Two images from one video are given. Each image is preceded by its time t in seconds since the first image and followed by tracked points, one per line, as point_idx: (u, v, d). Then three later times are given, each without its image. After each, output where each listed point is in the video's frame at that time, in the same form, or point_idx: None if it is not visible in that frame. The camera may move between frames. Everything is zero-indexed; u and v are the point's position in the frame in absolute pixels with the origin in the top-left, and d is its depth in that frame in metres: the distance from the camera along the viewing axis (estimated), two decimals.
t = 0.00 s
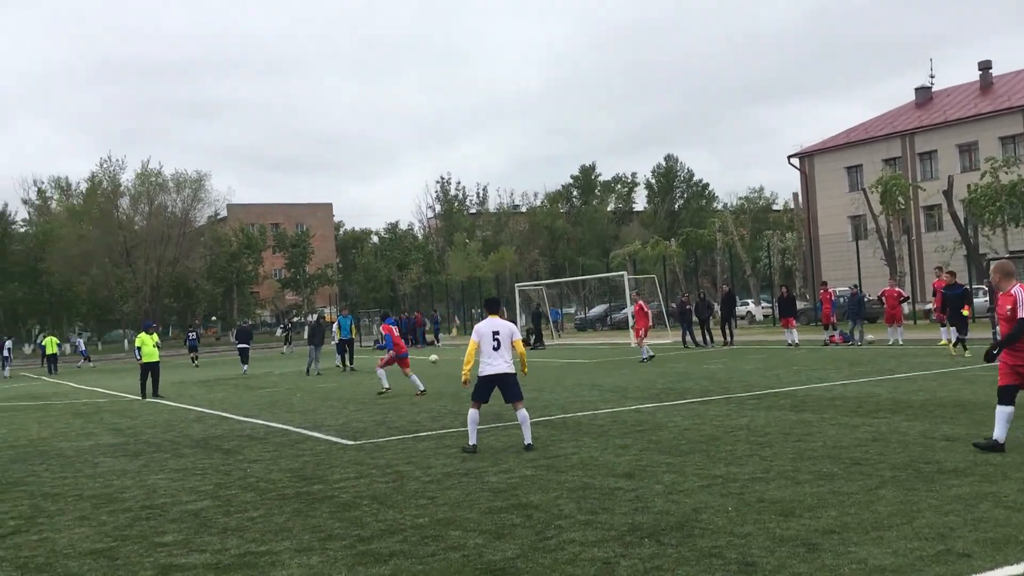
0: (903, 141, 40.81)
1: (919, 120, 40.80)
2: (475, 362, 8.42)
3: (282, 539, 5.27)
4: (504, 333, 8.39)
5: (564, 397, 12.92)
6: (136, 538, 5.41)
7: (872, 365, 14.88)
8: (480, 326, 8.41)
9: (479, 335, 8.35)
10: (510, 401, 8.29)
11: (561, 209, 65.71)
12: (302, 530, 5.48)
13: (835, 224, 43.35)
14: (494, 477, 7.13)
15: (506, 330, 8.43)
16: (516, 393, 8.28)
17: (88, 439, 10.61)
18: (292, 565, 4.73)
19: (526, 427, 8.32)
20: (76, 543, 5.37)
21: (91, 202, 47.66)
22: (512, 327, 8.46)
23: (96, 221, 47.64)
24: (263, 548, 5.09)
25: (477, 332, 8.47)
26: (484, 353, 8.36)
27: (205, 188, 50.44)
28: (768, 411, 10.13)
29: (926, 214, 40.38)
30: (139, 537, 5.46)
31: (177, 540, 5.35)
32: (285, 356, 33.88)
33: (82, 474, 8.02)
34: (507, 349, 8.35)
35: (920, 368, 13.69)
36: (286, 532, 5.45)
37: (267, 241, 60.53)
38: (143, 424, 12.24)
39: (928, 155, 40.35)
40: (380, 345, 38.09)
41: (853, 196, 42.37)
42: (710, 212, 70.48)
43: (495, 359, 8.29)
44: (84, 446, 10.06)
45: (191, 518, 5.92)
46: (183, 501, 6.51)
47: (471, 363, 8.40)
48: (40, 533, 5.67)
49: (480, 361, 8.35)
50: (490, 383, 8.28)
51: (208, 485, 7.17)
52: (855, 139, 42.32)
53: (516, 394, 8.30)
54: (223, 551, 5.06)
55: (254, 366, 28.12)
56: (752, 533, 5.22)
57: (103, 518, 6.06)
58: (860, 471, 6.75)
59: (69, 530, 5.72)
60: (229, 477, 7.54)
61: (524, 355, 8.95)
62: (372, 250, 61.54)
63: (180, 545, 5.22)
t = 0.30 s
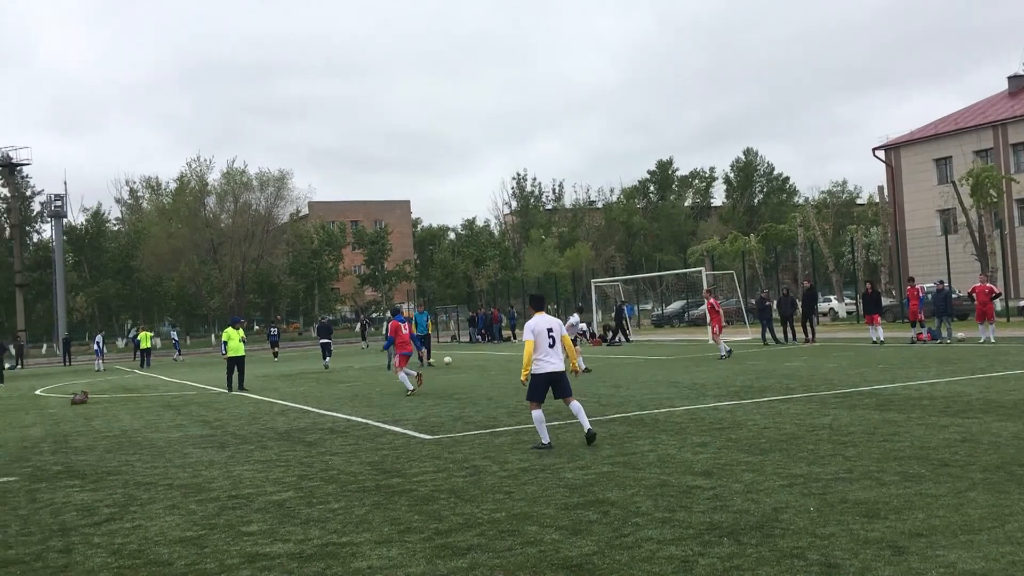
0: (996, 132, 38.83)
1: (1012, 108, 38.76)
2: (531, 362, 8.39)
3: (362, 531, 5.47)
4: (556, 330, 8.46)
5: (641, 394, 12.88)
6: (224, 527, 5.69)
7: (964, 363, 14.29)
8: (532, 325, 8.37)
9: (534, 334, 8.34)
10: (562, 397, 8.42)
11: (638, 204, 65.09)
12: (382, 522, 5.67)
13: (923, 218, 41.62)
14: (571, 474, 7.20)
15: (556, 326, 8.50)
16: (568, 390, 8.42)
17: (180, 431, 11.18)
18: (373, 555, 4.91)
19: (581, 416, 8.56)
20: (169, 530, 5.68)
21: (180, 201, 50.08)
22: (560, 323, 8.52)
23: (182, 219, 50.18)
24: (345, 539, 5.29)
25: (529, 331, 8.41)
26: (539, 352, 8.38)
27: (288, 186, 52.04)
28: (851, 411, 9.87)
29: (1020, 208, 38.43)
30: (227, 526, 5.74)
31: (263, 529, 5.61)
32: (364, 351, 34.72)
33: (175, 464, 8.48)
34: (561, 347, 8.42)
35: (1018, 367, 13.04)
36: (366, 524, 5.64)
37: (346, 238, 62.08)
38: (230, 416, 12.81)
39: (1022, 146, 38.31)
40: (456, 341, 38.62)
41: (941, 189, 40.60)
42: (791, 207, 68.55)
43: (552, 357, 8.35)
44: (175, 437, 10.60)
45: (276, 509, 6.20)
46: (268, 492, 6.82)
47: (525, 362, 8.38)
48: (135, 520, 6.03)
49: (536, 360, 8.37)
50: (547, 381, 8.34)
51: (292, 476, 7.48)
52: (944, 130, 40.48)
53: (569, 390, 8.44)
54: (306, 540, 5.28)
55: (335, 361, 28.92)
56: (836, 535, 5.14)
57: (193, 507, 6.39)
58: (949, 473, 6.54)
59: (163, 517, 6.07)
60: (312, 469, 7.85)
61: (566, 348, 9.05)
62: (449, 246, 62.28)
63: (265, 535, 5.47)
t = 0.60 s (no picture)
0: None
1: None
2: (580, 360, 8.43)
3: (432, 526, 5.62)
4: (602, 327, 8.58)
5: (711, 392, 12.77)
6: (298, 519, 5.92)
7: None
8: (581, 323, 8.53)
9: (583, 332, 8.46)
10: (603, 397, 8.35)
11: (707, 200, 64.03)
12: (450, 518, 5.81)
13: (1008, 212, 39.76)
14: (640, 472, 7.22)
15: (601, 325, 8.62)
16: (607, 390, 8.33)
17: (255, 424, 11.63)
18: (443, 549, 5.04)
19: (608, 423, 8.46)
20: (246, 521, 5.94)
21: (256, 200, 51.55)
22: (606, 322, 8.64)
23: (258, 216, 51.63)
24: (415, 533, 5.44)
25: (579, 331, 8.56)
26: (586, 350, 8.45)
27: (358, 184, 53.10)
28: (930, 410, 9.58)
29: None
30: (300, 518, 5.97)
31: (336, 522, 5.81)
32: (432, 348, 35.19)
33: (250, 457, 8.85)
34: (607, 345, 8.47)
35: None
36: (436, 519, 5.80)
37: (416, 236, 63.00)
38: (304, 411, 13.24)
39: None
40: (523, 338, 38.81)
41: None
42: (867, 202, 66.28)
43: (596, 354, 8.36)
44: (250, 431, 11.03)
45: (347, 503, 6.43)
46: (340, 486, 7.06)
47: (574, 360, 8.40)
48: (213, 511, 6.32)
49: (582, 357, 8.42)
50: (593, 379, 8.31)
51: (363, 471, 7.72)
52: None
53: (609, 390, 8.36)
54: (378, 534, 5.45)
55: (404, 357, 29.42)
56: (914, 537, 5.04)
57: (268, 500, 6.66)
58: None
59: (240, 509, 6.35)
60: (382, 464, 8.08)
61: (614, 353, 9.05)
62: (517, 243, 62.51)
63: (336, 528, 5.65)
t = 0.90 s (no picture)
0: None
1: None
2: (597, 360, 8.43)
3: (481, 522, 5.74)
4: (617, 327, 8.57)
5: (760, 391, 12.66)
6: (350, 515, 6.09)
7: None
8: (599, 322, 8.49)
9: (600, 332, 8.44)
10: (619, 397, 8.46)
11: (757, 196, 63.08)
12: (499, 515, 5.92)
13: None
14: (689, 471, 7.23)
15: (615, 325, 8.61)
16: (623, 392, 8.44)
17: (308, 421, 11.91)
18: (492, 546, 5.15)
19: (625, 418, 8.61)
20: (301, 516, 6.13)
21: (308, 200, 52.14)
22: (622, 321, 8.66)
23: (309, 216, 52.39)
24: (464, 529, 5.57)
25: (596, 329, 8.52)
26: (604, 350, 8.48)
27: (407, 183, 53.79)
28: (988, 411, 9.37)
29: None
30: (353, 513, 6.14)
31: (386, 518, 5.97)
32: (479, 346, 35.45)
33: (303, 453, 9.10)
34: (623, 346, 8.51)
35: None
36: (484, 516, 5.92)
37: (464, 234, 63.50)
38: (354, 407, 13.52)
39: None
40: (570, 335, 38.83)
41: None
42: (923, 198, 64.52)
43: (614, 356, 8.41)
44: (301, 427, 11.31)
45: (397, 499, 6.58)
46: (391, 482, 7.23)
47: (592, 360, 8.40)
48: (266, 506, 6.55)
49: (600, 358, 8.43)
50: (611, 380, 8.40)
51: (413, 468, 7.88)
52: None
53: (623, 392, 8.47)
54: (427, 530, 5.58)
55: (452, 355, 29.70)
56: (971, 539, 4.98)
57: (320, 495, 6.87)
58: None
59: (293, 503, 6.56)
60: (431, 461, 8.24)
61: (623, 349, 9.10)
62: (565, 242, 62.53)
63: (387, 523, 5.81)
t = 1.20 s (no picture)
0: None
1: None
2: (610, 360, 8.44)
3: (514, 521, 5.80)
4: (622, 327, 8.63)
5: (797, 391, 12.54)
6: (385, 512, 6.18)
7: None
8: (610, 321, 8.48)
9: (613, 330, 8.44)
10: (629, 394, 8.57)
11: (794, 193, 62.25)
12: (533, 514, 5.98)
13: None
14: (724, 471, 7.21)
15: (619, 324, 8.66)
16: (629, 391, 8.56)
17: (343, 419, 12.08)
18: (525, 545, 5.21)
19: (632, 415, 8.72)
20: (338, 513, 6.24)
21: (342, 200, 52.41)
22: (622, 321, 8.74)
23: (344, 215, 52.69)
24: (498, 528, 5.63)
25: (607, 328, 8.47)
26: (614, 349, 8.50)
27: (441, 182, 54.15)
28: None
29: None
30: (388, 511, 6.24)
31: (421, 516, 6.06)
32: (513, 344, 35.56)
33: (339, 450, 9.25)
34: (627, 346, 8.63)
35: None
36: (518, 514, 5.97)
37: (498, 232, 63.61)
38: (389, 405, 13.68)
39: None
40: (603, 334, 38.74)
41: None
42: (964, 194, 63.09)
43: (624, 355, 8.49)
44: (337, 425, 11.48)
45: (432, 497, 6.66)
46: (425, 480, 7.32)
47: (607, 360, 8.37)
48: (302, 503, 6.67)
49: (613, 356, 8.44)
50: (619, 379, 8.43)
51: (447, 466, 7.97)
52: None
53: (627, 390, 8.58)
54: (462, 529, 5.66)
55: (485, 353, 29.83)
56: (1014, 542, 4.91)
57: (354, 492, 6.98)
58: None
59: (328, 501, 6.68)
60: (465, 459, 8.32)
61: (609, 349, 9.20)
62: (599, 240, 62.39)
63: (422, 521, 5.89)
